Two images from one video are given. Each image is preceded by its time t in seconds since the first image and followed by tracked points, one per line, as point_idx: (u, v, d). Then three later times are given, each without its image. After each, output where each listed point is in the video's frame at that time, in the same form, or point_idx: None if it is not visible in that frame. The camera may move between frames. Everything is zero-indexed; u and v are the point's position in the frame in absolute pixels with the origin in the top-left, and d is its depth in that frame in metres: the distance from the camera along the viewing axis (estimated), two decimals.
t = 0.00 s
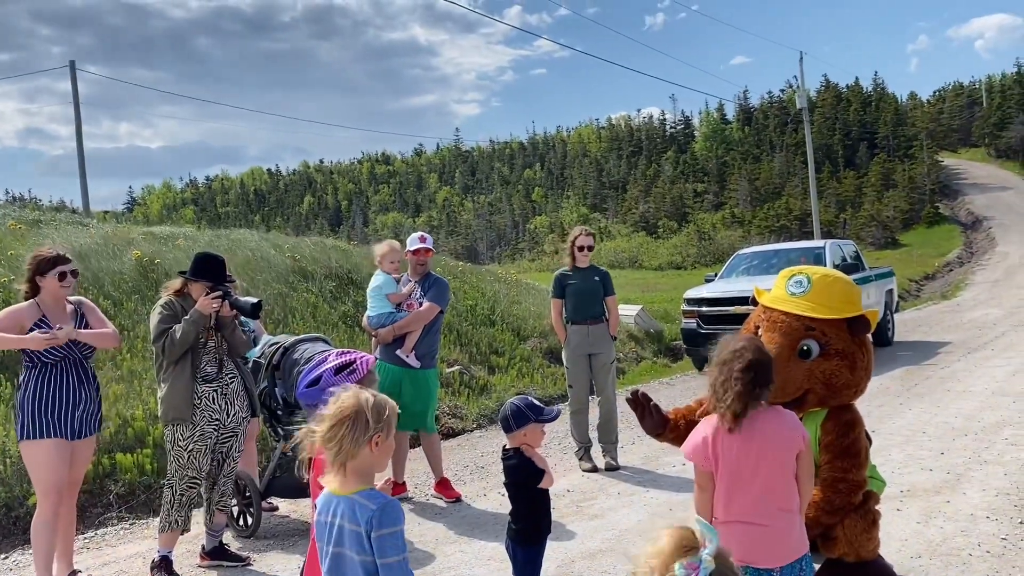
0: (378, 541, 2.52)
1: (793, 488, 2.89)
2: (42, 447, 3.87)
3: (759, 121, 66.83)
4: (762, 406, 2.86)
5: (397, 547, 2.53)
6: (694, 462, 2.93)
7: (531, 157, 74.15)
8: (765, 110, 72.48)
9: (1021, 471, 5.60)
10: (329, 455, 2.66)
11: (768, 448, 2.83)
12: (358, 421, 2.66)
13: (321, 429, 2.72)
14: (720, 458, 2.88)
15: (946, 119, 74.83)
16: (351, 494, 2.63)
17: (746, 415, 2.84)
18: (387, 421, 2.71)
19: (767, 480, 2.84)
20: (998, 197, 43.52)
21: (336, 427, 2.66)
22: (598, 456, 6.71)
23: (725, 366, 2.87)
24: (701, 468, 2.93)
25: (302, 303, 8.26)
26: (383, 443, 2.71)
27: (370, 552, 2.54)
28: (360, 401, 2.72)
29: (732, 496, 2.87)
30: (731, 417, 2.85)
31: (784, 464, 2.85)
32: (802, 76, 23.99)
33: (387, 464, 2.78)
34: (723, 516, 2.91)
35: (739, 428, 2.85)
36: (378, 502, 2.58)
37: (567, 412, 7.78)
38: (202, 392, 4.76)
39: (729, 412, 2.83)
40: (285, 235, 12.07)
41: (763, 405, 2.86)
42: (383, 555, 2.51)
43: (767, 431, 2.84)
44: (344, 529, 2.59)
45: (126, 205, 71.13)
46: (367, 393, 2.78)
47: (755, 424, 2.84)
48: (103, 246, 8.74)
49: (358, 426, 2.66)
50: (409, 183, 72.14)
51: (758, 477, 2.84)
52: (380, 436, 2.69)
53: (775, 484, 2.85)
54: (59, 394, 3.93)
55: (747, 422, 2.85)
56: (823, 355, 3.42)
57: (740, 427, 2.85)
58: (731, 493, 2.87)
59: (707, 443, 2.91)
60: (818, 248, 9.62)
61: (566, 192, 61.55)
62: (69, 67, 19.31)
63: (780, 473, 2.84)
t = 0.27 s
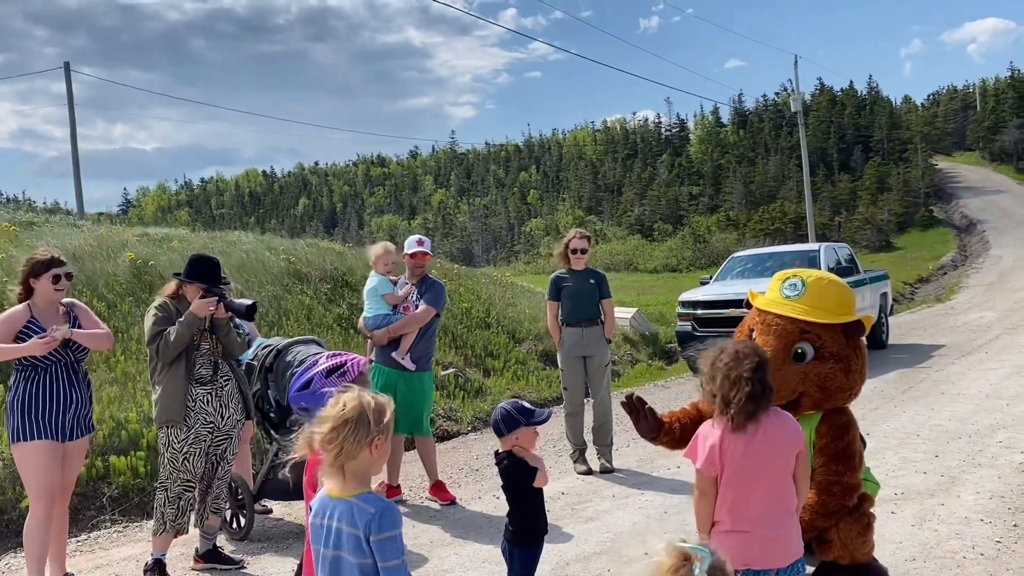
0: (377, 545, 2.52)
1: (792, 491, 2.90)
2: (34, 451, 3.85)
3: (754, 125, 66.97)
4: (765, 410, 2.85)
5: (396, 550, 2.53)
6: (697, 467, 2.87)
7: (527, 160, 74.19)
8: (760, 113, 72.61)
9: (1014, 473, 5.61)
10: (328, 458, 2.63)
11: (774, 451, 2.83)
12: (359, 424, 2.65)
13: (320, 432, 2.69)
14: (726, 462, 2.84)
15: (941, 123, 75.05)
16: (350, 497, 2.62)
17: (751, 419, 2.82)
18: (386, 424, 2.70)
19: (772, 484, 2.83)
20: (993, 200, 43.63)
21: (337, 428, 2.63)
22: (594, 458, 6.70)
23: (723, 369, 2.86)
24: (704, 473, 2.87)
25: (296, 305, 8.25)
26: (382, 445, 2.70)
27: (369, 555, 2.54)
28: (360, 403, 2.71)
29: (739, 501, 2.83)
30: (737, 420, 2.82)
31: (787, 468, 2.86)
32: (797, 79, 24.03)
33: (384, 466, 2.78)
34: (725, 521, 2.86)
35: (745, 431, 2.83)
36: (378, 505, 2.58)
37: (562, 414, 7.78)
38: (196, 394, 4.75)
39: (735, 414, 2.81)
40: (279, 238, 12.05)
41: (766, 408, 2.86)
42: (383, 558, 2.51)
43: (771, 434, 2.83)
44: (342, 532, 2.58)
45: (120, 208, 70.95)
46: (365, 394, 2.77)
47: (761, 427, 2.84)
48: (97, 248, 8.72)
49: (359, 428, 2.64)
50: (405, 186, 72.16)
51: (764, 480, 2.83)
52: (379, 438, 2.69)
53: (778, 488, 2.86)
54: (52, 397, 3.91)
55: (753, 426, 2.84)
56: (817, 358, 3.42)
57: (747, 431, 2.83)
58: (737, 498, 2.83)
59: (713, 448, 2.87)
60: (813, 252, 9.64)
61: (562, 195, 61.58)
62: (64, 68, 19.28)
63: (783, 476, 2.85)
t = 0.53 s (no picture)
0: (375, 546, 2.52)
1: (790, 491, 2.92)
2: (30, 452, 3.84)
3: (750, 127, 67.08)
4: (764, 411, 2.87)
5: (394, 552, 2.53)
6: (699, 468, 2.87)
7: (523, 161, 74.22)
8: (756, 115, 72.71)
9: (1009, 475, 5.63)
10: (328, 458, 2.64)
11: (774, 451, 2.85)
12: (360, 424, 2.65)
13: (320, 432, 2.69)
14: (727, 463, 2.84)
15: (936, 126, 75.26)
16: (349, 498, 2.62)
17: (751, 420, 2.84)
18: (386, 425, 2.71)
19: (772, 484, 2.85)
20: (987, 203, 43.74)
21: (338, 429, 2.63)
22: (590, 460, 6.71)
23: (722, 370, 2.87)
24: (705, 474, 2.87)
25: (292, 306, 8.24)
26: (381, 447, 2.71)
27: (367, 557, 2.54)
28: (361, 404, 2.72)
29: (739, 502, 2.84)
30: (738, 421, 2.83)
31: (786, 470, 2.88)
32: (792, 82, 24.08)
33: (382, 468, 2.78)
34: (725, 522, 2.87)
35: (746, 433, 2.83)
36: (377, 506, 2.58)
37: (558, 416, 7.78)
38: (192, 395, 4.75)
39: (736, 415, 2.82)
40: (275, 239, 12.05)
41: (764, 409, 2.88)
42: (380, 559, 2.51)
43: (772, 437, 2.85)
44: (340, 533, 2.58)
45: (116, 209, 70.85)
46: (366, 396, 2.78)
47: (761, 428, 2.85)
48: (92, 249, 8.70)
49: (359, 429, 2.65)
50: (401, 187, 72.19)
51: (764, 480, 2.84)
52: (379, 439, 2.69)
53: (777, 490, 2.87)
54: (49, 400, 3.91)
55: (753, 427, 2.85)
56: (812, 361, 3.43)
57: (748, 432, 2.84)
58: (738, 499, 2.84)
59: (713, 449, 2.86)
60: (809, 254, 9.66)
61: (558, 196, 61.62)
62: (60, 69, 19.26)
63: (782, 476, 2.87)
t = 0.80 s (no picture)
0: (372, 546, 2.51)
1: (786, 492, 2.93)
2: (24, 452, 3.83)
3: (745, 129, 67.20)
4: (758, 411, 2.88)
5: (390, 552, 2.52)
6: (695, 468, 2.87)
7: (518, 163, 74.22)
8: (751, 117, 72.82)
9: (1002, 477, 5.64)
10: (323, 459, 2.63)
11: (769, 451, 2.86)
12: (355, 424, 2.65)
13: (315, 432, 2.69)
14: (724, 463, 2.85)
15: (930, 129, 75.40)
16: (345, 498, 2.61)
17: (747, 419, 2.85)
18: (382, 424, 2.71)
19: (767, 484, 2.86)
20: (981, 205, 43.85)
21: (333, 429, 2.63)
22: (585, 462, 6.71)
23: (716, 371, 2.89)
24: (701, 474, 2.87)
25: (287, 307, 8.23)
26: (377, 447, 2.70)
27: (364, 557, 2.53)
28: (357, 404, 2.72)
29: (735, 503, 2.84)
30: (733, 420, 2.85)
31: (781, 469, 2.89)
32: (787, 84, 24.09)
33: (378, 468, 2.77)
34: (719, 522, 2.87)
35: (742, 432, 2.85)
36: (373, 506, 2.58)
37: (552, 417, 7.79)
38: (186, 396, 4.73)
39: (732, 414, 2.84)
40: (270, 240, 12.03)
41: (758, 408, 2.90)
42: (377, 560, 2.50)
43: (768, 437, 2.87)
44: (337, 534, 2.58)
45: (110, 210, 70.66)
46: (362, 396, 2.78)
47: (756, 428, 2.87)
48: (86, 249, 8.68)
49: (355, 429, 2.65)
50: (396, 189, 72.16)
51: (760, 481, 2.85)
52: (375, 439, 2.69)
53: (773, 490, 2.89)
54: (44, 400, 3.90)
55: (749, 426, 2.86)
56: (807, 364, 3.43)
57: (743, 431, 2.85)
58: (734, 499, 2.84)
59: (708, 449, 2.87)
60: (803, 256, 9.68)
61: (553, 198, 61.64)
62: (54, 69, 19.20)
63: (778, 476, 2.88)
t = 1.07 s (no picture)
0: (366, 547, 2.52)
1: (779, 493, 2.94)
2: (19, 454, 3.82)
3: (738, 132, 67.39)
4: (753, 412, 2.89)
5: (384, 553, 2.54)
6: (691, 469, 2.88)
7: (512, 164, 74.25)
8: (745, 120, 72.99)
9: (995, 478, 5.67)
10: (316, 461, 2.63)
11: (763, 452, 2.87)
12: (348, 426, 2.65)
13: (308, 434, 2.69)
14: (719, 464, 2.85)
15: (922, 131, 75.65)
16: (338, 500, 2.61)
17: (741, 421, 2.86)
18: (375, 426, 2.71)
19: (761, 485, 2.87)
20: (974, 208, 44.02)
21: (325, 431, 2.63)
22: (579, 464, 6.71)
23: (710, 372, 2.89)
24: (696, 475, 2.88)
25: (281, 309, 8.23)
26: (370, 448, 2.71)
27: (357, 560, 2.54)
28: (350, 406, 2.72)
29: (729, 503, 2.85)
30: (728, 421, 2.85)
31: (775, 470, 2.90)
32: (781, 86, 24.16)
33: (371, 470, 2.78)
34: (713, 522, 2.88)
35: (737, 434, 2.86)
36: (367, 508, 2.59)
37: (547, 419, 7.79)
38: (180, 398, 4.73)
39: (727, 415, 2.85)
40: (264, 242, 12.03)
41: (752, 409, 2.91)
42: (371, 562, 2.52)
43: (763, 438, 2.88)
44: (331, 536, 2.58)
45: (104, 212, 70.53)
46: (356, 398, 2.78)
47: (751, 429, 2.88)
48: (80, 251, 8.66)
49: (348, 431, 2.65)
50: (391, 191, 72.17)
51: (755, 481, 2.86)
52: (368, 440, 2.69)
53: (768, 491, 2.90)
54: (39, 402, 3.90)
55: (744, 427, 2.88)
56: (801, 365, 3.44)
57: (738, 432, 2.86)
58: (729, 500, 2.85)
59: (703, 449, 2.87)
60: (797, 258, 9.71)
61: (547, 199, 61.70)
62: (48, 70, 19.17)
63: (771, 476, 2.90)
